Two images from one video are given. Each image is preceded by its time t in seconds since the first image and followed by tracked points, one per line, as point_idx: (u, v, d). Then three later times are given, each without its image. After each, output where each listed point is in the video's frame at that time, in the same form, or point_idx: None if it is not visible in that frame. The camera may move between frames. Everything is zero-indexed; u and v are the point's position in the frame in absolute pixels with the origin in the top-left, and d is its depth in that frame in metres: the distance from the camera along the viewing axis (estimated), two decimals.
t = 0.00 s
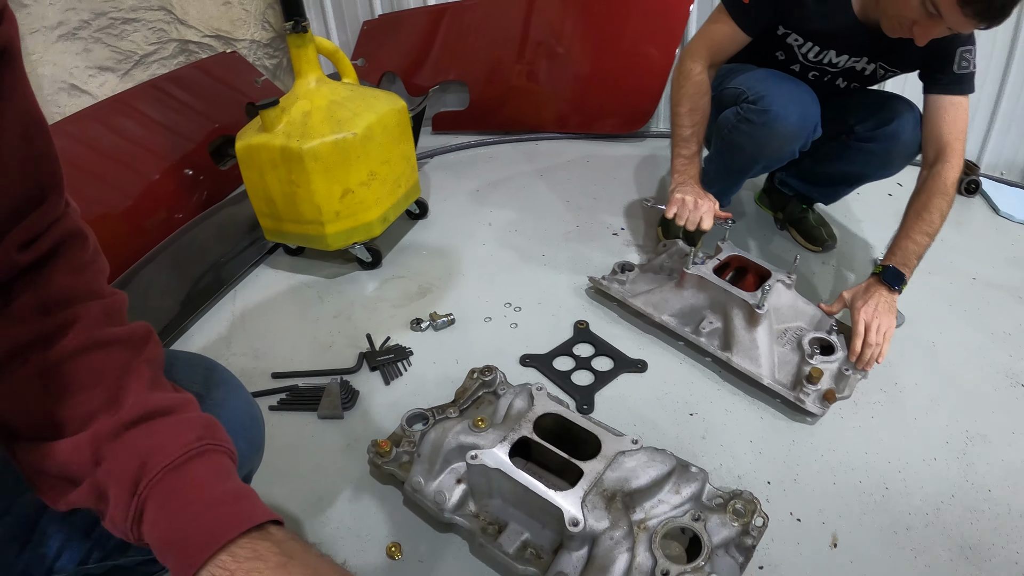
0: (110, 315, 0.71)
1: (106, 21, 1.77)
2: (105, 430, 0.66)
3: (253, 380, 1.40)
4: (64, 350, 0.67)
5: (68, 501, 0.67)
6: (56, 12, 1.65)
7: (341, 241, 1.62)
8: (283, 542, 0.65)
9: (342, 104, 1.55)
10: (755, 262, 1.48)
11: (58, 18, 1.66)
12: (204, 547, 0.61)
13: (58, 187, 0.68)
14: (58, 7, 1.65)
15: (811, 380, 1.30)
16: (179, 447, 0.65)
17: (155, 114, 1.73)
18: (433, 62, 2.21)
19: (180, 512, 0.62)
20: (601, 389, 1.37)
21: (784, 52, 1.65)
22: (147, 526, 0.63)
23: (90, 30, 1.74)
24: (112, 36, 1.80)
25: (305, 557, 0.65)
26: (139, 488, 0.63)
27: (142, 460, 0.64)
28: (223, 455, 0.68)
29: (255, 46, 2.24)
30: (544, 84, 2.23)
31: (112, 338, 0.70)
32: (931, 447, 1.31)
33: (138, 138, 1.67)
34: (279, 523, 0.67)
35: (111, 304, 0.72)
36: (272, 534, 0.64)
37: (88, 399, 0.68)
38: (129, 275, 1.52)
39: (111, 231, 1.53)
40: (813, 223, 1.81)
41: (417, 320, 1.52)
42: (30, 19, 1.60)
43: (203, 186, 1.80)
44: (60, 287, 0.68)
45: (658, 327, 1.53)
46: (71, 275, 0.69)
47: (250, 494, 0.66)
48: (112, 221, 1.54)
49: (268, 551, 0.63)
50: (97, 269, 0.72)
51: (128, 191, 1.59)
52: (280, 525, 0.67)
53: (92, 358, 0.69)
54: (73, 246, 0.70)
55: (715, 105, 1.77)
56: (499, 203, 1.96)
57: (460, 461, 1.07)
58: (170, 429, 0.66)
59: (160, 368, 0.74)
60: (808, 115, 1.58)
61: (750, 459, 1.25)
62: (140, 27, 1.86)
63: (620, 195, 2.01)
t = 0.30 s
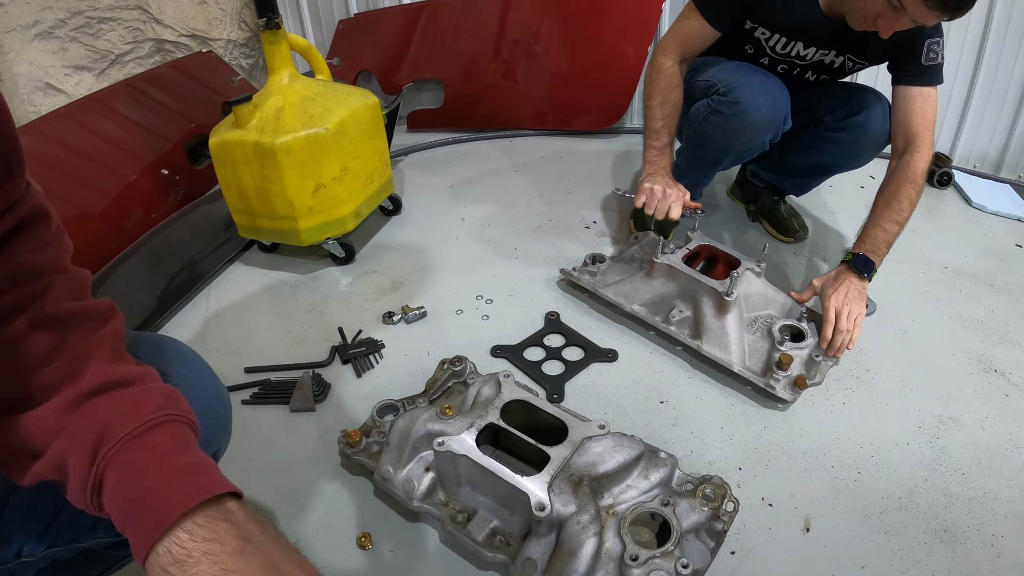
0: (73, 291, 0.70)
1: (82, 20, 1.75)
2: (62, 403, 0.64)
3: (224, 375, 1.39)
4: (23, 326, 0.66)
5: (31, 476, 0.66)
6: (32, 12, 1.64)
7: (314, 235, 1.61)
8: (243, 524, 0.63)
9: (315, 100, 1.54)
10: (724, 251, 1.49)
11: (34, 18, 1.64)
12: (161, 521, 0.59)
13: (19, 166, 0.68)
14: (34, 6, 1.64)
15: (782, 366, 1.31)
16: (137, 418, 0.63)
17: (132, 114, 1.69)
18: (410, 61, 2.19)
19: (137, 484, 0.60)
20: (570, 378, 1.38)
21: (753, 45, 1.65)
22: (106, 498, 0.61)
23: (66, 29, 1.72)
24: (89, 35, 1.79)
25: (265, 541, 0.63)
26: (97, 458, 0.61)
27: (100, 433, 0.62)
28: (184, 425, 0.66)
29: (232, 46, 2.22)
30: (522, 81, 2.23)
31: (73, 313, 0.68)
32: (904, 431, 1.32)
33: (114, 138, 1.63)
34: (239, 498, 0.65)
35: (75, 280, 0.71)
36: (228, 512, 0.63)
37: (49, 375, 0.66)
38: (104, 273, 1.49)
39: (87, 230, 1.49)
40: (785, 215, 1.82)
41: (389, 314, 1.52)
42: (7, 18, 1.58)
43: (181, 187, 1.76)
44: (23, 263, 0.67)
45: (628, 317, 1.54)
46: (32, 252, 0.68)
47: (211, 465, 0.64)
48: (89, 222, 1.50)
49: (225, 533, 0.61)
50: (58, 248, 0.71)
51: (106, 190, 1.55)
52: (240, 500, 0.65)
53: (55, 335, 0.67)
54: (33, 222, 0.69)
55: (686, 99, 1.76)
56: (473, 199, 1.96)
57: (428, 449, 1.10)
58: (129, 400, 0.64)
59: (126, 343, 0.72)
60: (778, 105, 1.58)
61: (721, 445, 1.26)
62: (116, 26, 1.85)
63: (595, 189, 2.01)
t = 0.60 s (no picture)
0: (36, 269, 0.68)
1: (73, 17, 1.73)
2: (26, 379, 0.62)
3: (211, 374, 1.36)
4: None
5: None
6: (23, 9, 1.61)
7: (304, 234, 1.58)
8: (210, 491, 0.61)
9: (304, 95, 1.51)
10: (721, 247, 1.46)
11: (24, 14, 1.61)
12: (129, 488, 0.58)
13: None
14: (25, 3, 1.61)
15: (780, 364, 1.28)
16: (101, 388, 0.62)
17: (128, 116, 1.66)
18: (405, 59, 2.16)
19: (105, 453, 0.59)
20: (564, 377, 1.35)
21: (750, 39, 1.63)
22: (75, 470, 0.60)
23: (56, 27, 1.69)
24: (79, 33, 1.76)
25: (233, 508, 0.62)
26: (63, 429, 0.60)
27: (64, 404, 0.61)
28: (150, 395, 0.65)
29: (224, 45, 2.19)
30: (517, 80, 2.20)
31: (32, 287, 0.66)
32: (905, 430, 1.29)
33: (108, 137, 1.60)
34: (206, 466, 0.64)
35: (36, 256, 0.68)
36: (193, 477, 0.61)
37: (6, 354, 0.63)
38: (93, 272, 1.49)
39: (80, 230, 1.48)
40: (782, 212, 1.79)
41: (379, 313, 1.49)
42: None
43: (173, 186, 1.73)
44: None
45: (623, 315, 1.51)
46: None
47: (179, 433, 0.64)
48: (81, 222, 1.49)
49: (189, 499, 0.59)
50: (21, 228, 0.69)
51: (99, 191, 1.54)
52: (207, 468, 0.63)
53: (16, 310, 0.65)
54: None
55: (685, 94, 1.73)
56: (466, 197, 1.93)
57: (415, 449, 1.06)
58: (93, 369, 0.63)
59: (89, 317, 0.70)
60: (778, 101, 1.56)
61: (718, 445, 1.23)
62: (108, 23, 1.82)
63: (589, 187, 1.99)
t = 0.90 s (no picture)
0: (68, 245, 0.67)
1: (75, 18, 1.72)
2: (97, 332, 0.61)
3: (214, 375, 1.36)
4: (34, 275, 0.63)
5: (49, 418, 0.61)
6: (24, 10, 1.61)
7: (306, 234, 1.58)
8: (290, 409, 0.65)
9: (306, 96, 1.51)
10: (724, 247, 1.46)
11: (26, 15, 1.61)
12: (226, 414, 0.59)
13: None
14: (26, 3, 1.61)
15: (784, 363, 1.27)
16: (178, 334, 0.62)
17: (128, 117, 1.65)
18: (406, 60, 2.16)
19: (191, 389, 0.59)
20: (568, 377, 1.35)
21: (754, 37, 1.63)
22: (157, 414, 0.59)
23: (58, 28, 1.69)
24: (80, 34, 1.76)
25: (313, 419, 0.66)
26: (146, 373, 0.60)
27: (150, 350, 0.61)
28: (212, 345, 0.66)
29: (225, 46, 2.19)
30: (518, 81, 2.20)
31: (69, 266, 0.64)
32: (911, 429, 1.28)
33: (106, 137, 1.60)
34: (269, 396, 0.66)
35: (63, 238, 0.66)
36: (270, 402, 0.64)
37: (72, 317, 0.62)
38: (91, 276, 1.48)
39: (80, 233, 1.47)
40: (784, 212, 1.80)
41: (381, 313, 1.48)
42: None
43: (173, 187, 1.72)
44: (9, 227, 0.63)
45: (626, 315, 1.51)
46: (17, 219, 0.64)
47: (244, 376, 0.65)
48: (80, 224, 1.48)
49: (281, 419, 0.62)
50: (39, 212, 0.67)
51: (100, 193, 1.53)
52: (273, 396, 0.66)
53: (65, 283, 0.64)
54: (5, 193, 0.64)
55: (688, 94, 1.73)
56: (468, 198, 1.93)
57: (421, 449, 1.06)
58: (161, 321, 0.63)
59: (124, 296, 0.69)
60: (783, 101, 1.55)
61: (723, 445, 1.22)
62: (109, 25, 1.82)
63: (591, 187, 1.98)
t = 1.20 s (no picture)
0: (121, 219, 0.64)
1: (71, 25, 1.74)
2: (177, 302, 0.61)
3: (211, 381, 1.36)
4: (92, 254, 0.59)
5: (141, 390, 0.61)
6: (20, 16, 1.62)
7: (302, 240, 1.59)
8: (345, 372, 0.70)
9: (302, 102, 1.52)
10: (717, 251, 1.47)
11: (21, 22, 1.62)
12: (314, 379, 0.64)
13: None
14: (22, 11, 1.62)
15: (777, 366, 1.29)
16: (263, 304, 0.65)
17: (125, 123, 1.67)
18: (402, 64, 2.17)
19: (282, 354, 0.63)
20: (563, 381, 1.36)
21: (748, 41, 1.65)
22: (254, 373, 0.62)
23: (54, 35, 1.70)
24: (77, 41, 1.77)
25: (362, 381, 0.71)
26: (244, 339, 0.62)
27: (238, 312, 0.62)
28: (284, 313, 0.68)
29: (221, 53, 2.20)
30: (513, 86, 2.22)
31: (127, 245, 0.61)
32: (903, 430, 1.30)
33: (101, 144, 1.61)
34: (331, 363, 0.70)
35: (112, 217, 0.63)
36: (343, 377, 0.69)
37: (146, 291, 0.60)
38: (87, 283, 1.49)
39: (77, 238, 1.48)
40: (778, 215, 1.81)
41: (377, 319, 1.49)
42: None
43: (170, 193, 1.74)
44: (68, 208, 0.59)
45: (620, 318, 1.52)
46: (67, 196, 0.60)
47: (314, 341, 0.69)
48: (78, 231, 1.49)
49: (362, 393, 0.69)
50: (84, 189, 0.63)
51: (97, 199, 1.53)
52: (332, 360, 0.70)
53: (134, 261, 0.61)
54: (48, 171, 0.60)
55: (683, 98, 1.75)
56: (463, 203, 1.94)
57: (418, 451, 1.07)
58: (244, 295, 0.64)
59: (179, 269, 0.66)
60: (776, 105, 1.57)
61: (717, 448, 1.24)
62: (105, 32, 1.83)
63: (586, 192, 2.00)
